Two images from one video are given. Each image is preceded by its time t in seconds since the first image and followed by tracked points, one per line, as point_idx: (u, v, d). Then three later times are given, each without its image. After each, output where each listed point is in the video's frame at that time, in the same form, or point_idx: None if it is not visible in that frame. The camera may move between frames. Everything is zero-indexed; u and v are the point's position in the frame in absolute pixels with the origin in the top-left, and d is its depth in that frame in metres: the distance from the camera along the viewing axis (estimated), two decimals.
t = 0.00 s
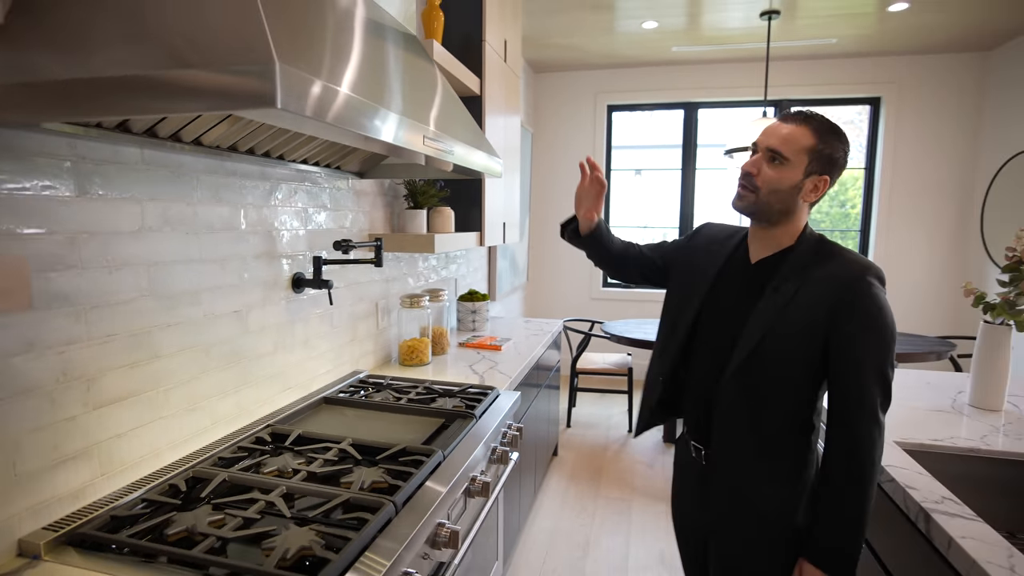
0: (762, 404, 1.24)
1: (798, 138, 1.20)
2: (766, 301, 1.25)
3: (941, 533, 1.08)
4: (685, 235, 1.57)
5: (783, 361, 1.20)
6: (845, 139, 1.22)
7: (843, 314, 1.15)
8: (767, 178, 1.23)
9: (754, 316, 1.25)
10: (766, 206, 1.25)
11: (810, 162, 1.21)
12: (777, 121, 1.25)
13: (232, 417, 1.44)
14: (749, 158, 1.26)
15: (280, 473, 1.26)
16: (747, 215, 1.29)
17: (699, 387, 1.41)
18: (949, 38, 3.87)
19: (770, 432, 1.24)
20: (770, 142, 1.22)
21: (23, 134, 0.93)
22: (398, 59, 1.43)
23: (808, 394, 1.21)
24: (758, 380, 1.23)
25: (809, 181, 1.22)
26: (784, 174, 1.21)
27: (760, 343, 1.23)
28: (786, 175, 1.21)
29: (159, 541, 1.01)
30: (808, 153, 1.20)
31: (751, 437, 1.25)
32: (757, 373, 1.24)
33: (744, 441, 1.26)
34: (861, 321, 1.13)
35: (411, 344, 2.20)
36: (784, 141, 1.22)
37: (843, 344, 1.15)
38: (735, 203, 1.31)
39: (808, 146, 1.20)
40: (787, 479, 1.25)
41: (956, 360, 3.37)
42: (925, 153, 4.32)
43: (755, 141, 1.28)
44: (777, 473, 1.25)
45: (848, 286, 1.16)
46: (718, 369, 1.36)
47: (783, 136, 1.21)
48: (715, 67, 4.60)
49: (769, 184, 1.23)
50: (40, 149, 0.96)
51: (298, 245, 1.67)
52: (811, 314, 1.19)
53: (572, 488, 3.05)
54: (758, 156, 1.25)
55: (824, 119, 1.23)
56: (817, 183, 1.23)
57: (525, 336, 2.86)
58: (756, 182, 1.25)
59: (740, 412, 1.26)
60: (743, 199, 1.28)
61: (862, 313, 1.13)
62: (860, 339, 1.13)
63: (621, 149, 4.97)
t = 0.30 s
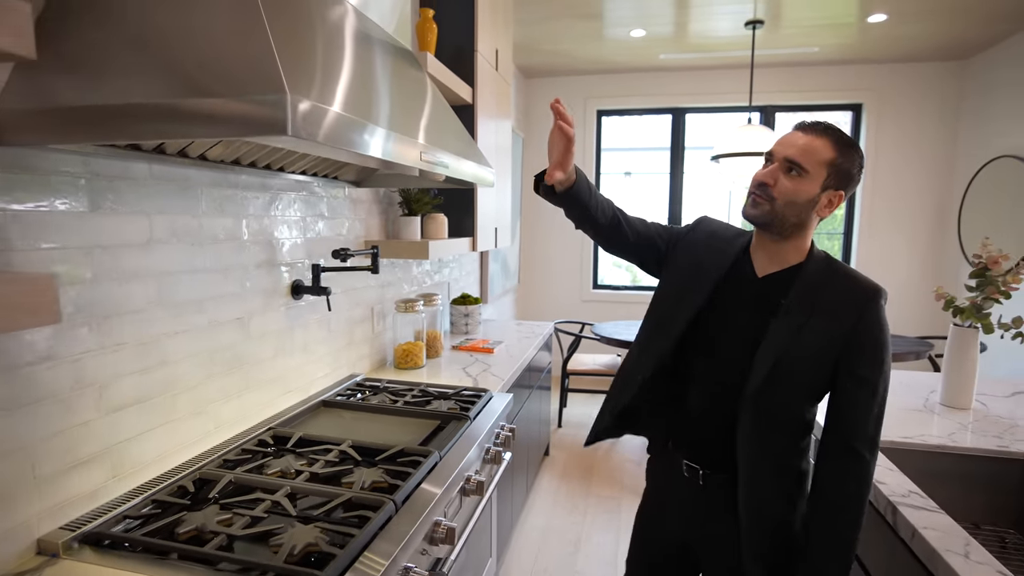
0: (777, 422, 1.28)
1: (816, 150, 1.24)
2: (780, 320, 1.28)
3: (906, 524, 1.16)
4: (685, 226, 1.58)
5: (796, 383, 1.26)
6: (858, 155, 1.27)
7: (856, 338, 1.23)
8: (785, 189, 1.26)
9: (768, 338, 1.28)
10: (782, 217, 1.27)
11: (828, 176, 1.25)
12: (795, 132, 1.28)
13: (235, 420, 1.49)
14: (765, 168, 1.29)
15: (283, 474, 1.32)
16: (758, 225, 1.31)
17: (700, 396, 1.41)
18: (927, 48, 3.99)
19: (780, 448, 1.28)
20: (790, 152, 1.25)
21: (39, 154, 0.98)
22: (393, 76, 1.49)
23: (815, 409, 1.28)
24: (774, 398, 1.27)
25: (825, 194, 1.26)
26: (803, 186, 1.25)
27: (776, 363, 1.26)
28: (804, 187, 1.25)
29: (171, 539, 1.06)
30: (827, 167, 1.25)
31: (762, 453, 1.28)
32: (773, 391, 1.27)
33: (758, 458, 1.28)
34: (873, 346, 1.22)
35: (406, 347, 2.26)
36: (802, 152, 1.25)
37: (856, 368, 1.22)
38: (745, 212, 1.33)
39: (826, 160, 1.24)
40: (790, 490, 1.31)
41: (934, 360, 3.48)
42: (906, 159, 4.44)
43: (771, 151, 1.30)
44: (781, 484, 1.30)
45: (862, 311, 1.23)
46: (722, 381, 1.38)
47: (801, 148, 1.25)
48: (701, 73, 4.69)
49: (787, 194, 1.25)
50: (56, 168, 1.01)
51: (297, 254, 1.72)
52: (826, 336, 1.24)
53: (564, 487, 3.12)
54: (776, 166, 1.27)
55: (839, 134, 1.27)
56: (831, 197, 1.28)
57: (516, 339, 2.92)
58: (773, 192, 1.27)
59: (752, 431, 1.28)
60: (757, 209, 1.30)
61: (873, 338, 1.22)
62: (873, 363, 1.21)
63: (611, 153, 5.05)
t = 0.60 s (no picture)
0: (771, 423, 1.34)
1: (802, 159, 1.31)
2: (774, 325, 1.33)
3: (877, 513, 1.23)
4: (676, 231, 1.64)
5: (791, 385, 1.32)
6: (840, 163, 1.35)
7: (843, 343, 1.31)
8: (775, 198, 1.31)
9: (766, 342, 1.33)
10: (772, 226, 1.33)
11: (814, 185, 1.32)
12: (782, 144, 1.35)
13: (242, 416, 1.56)
14: (755, 178, 1.34)
15: (289, 466, 1.39)
16: (750, 234, 1.37)
17: (694, 398, 1.46)
18: (918, 52, 4.06)
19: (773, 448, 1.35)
20: (778, 162, 1.31)
21: (64, 166, 1.06)
22: (393, 88, 1.56)
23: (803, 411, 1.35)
24: (768, 401, 1.33)
25: (812, 202, 1.32)
26: (791, 194, 1.31)
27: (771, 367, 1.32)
28: (793, 196, 1.31)
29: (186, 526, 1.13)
30: (813, 176, 1.31)
31: (756, 453, 1.34)
32: (767, 395, 1.33)
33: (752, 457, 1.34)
34: (857, 351, 1.31)
35: (406, 347, 2.33)
36: (789, 161, 1.32)
37: (843, 372, 1.31)
38: (736, 220, 1.38)
39: (812, 168, 1.31)
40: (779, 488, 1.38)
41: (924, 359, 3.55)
42: (898, 161, 4.51)
43: (759, 162, 1.37)
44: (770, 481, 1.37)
45: (848, 319, 1.32)
46: (716, 383, 1.42)
47: (789, 157, 1.31)
48: (697, 77, 4.76)
49: (776, 203, 1.31)
50: (79, 179, 1.09)
51: (301, 257, 1.80)
52: (816, 341, 1.32)
53: (560, 483, 3.19)
54: (764, 177, 1.34)
55: (822, 143, 1.35)
56: (818, 204, 1.34)
57: (514, 338, 2.99)
58: (761, 202, 1.33)
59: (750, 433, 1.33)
60: (747, 219, 1.35)
61: (858, 344, 1.31)
62: (859, 367, 1.30)
63: (608, 156, 5.12)
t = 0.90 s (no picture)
0: (784, 418, 1.35)
1: (804, 151, 1.34)
2: (785, 322, 1.36)
3: (895, 509, 1.25)
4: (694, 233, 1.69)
5: (802, 382, 1.33)
6: (846, 154, 1.36)
7: (859, 338, 1.31)
8: (779, 188, 1.35)
9: (775, 340, 1.36)
10: (777, 217, 1.36)
11: (819, 175, 1.34)
12: (785, 139, 1.39)
13: (277, 406, 1.63)
14: (759, 172, 1.38)
15: (321, 454, 1.46)
16: (758, 226, 1.40)
17: (710, 395, 1.50)
18: (946, 49, 3.99)
19: (786, 444, 1.36)
20: (781, 155, 1.35)
21: (119, 168, 1.13)
22: (419, 92, 1.62)
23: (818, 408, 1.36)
24: (779, 397, 1.35)
25: (818, 192, 1.34)
26: (794, 185, 1.34)
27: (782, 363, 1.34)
28: (796, 187, 1.34)
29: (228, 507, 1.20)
30: (816, 167, 1.34)
31: (768, 448, 1.36)
32: (777, 392, 1.35)
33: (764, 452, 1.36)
34: (874, 347, 1.30)
35: (431, 343, 2.40)
36: (791, 154, 1.35)
37: (858, 368, 1.31)
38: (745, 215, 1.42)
39: (815, 158, 1.33)
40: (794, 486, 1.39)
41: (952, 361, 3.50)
42: (926, 160, 4.44)
43: (763, 158, 1.41)
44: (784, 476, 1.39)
45: (863, 314, 1.31)
46: (730, 381, 1.46)
47: (790, 150, 1.35)
48: (719, 77, 4.75)
49: (780, 195, 1.34)
50: (132, 181, 1.16)
51: (332, 255, 1.87)
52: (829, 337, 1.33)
53: (580, 480, 3.22)
54: (767, 171, 1.38)
55: (826, 137, 1.37)
56: (826, 194, 1.35)
57: (535, 336, 3.04)
58: (765, 195, 1.36)
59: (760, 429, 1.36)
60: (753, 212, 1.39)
61: (874, 339, 1.30)
62: (874, 365, 1.29)
63: (629, 156, 5.14)
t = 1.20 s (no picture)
0: (800, 412, 1.34)
1: (808, 144, 1.37)
2: (806, 315, 1.36)
3: (943, 511, 1.22)
4: (736, 239, 1.73)
5: (819, 375, 1.31)
6: (862, 140, 1.34)
7: (884, 333, 1.24)
8: (787, 182, 1.39)
9: (792, 333, 1.37)
10: (789, 209, 1.38)
11: (826, 163, 1.34)
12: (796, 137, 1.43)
13: (322, 396, 1.69)
14: (772, 172, 1.44)
15: (366, 443, 1.50)
16: (777, 222, 1.42)
17: (740, 390, 1.53)
18: (995, 42, 3.86)
19: (803, 438, 1.35)
20: (787, 151, 1.40)
21: (183, 165, 1.19)
22: (461, 90, 1.65)
23: (840, 403, 1.31)
24: (794, 389, 1.35)
25: (827, 179, 1.33)
26: (800, 177, 1.36)
27: (797, 356, 1.34)
28: (802, 177, 1.36)
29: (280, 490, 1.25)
30: (821, 155, 1.34)
31: (783, 439, 1.37)
32: (792, 383, 1.35)
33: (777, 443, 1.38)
34: (899, 342, 1.22)
35: (466, 339, 2.44)
36: (797, 149, 1.39)
37: (881, 364, 1.23)
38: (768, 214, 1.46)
39: (819, 148, 1.34)
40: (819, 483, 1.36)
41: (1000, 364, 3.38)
42: (971, 157, 4.29)
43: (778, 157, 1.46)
44: (806, 473, 1.37)
45: (891, 308, 1.24)
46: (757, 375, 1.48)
47: (795, 146, 1.39)
48: (755, 73, 4.67)
49: (786, 188, 1.38)
50: (194, 178, 1.22)
51: (374, 251, 1.92)
52: (850, 331, 1.28)
53: (612, 478, 3.22)
54: (779, 168, 1.42)
55: (840, 128, 1.37)
56: (837, 180, 1.33)
57: (568, 334, 3.05)
58: (776, 190, 1.41)
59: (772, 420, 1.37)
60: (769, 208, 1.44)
61: (900, 335, 1.22)
62: (898, 359, 1.21)
63: (661, 154, 5.10)
